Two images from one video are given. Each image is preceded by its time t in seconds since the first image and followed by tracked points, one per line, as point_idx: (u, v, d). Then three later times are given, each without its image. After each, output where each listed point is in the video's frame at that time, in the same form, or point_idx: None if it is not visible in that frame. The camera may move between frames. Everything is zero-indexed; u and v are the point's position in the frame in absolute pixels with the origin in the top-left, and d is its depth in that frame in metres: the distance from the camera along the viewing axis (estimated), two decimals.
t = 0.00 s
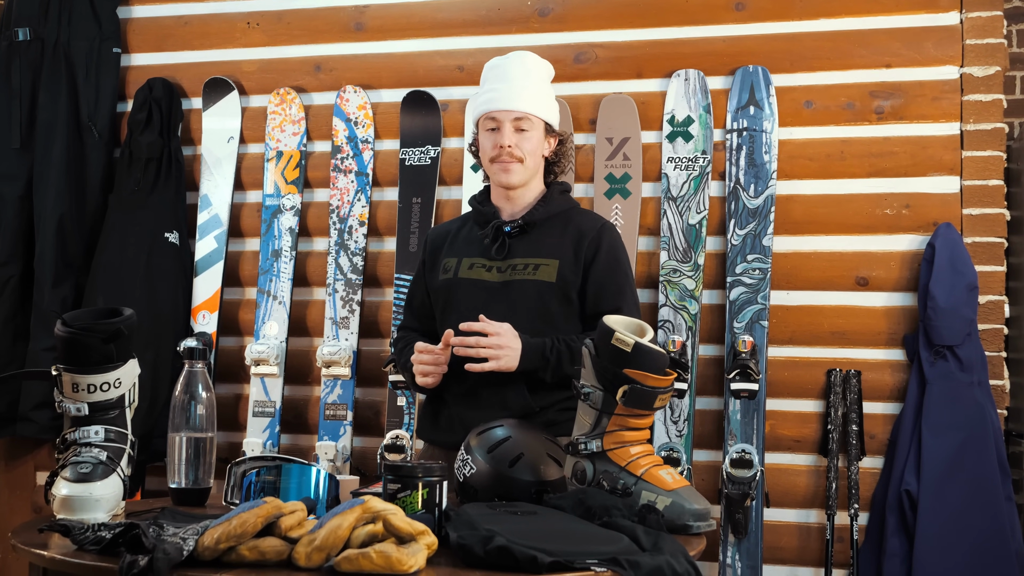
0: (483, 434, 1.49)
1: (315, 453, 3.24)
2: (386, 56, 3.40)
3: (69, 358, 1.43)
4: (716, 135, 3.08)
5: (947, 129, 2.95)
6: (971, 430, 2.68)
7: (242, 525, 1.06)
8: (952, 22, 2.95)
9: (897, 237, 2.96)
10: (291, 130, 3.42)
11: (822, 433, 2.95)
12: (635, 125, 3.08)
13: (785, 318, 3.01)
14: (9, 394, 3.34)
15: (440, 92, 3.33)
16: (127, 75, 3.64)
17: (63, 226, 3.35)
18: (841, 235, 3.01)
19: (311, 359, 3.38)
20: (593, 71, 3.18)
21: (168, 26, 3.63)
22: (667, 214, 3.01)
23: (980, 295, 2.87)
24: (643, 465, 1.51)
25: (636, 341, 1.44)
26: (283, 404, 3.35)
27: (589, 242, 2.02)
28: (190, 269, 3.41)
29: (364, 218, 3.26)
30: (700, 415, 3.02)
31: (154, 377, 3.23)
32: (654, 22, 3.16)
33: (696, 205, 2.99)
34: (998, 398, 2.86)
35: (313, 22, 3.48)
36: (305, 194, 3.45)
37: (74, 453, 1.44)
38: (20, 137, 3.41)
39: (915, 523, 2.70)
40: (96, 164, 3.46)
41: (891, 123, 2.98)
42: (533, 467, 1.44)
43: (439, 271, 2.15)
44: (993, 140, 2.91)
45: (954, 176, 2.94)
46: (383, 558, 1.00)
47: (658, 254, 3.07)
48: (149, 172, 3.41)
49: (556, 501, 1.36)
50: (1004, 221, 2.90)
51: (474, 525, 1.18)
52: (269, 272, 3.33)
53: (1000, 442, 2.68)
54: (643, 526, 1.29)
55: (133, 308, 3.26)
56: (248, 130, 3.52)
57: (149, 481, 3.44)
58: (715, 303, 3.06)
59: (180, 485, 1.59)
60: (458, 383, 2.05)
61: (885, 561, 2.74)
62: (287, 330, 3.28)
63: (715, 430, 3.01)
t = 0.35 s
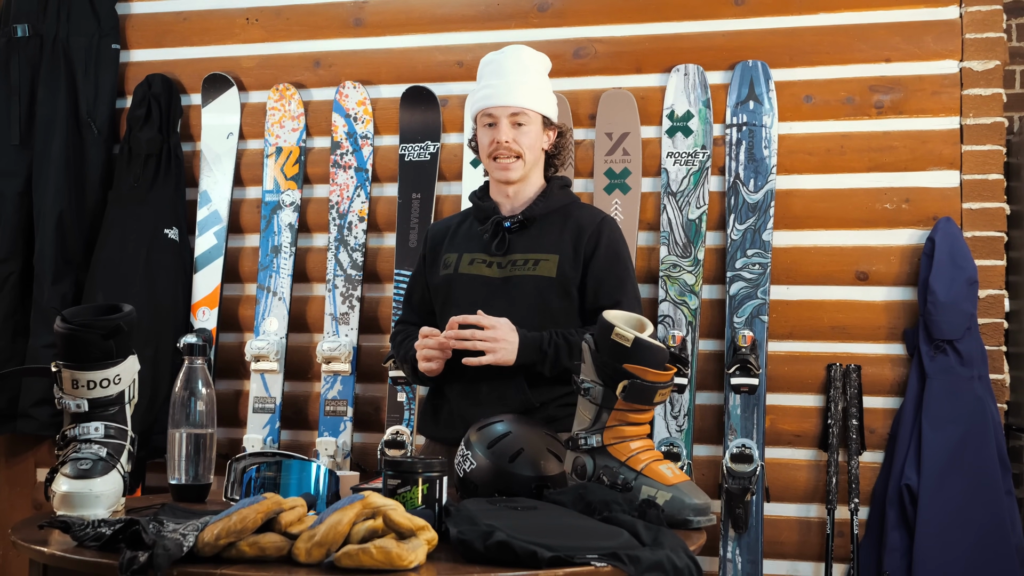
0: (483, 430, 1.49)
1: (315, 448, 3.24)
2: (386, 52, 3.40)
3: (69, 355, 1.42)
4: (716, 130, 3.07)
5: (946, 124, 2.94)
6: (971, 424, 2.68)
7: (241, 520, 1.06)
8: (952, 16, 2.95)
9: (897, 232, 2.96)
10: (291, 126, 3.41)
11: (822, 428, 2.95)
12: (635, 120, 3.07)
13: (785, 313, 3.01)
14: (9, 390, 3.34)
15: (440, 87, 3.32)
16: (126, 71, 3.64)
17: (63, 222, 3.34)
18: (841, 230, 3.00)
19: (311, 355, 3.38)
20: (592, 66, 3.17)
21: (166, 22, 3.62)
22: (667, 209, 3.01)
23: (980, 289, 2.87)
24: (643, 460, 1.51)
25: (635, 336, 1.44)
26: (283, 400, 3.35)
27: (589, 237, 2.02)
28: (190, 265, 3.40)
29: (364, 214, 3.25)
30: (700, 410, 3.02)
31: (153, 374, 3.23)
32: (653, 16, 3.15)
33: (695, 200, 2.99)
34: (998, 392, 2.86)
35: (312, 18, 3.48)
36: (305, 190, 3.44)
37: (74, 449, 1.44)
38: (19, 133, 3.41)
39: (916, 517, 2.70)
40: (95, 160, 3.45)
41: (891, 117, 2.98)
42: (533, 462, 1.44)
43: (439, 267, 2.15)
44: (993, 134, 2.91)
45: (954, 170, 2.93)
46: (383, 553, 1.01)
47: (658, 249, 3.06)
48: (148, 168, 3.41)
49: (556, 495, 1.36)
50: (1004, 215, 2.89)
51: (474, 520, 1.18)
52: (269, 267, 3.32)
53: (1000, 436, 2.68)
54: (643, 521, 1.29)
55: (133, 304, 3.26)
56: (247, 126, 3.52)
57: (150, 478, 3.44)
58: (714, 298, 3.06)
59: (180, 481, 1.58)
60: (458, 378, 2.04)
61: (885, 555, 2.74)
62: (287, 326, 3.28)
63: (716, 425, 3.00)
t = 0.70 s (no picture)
0: (483, 428, 1.49)
1: (315, 447, 3.24)
2: (384, 50, 3.39)
3: (68, 354, 1.42)
4: (715, 128, 3.07)
5: (945, 121, 2.94)
6: (971, 421, 2.68)
7: (241, 519, 1.06)
8: (951, 13, 2.95)
9: (896, 229, 2.96)
10: (290, 125, 3.41)
11: (822, 425, 2.96)
12: (634, 118, 3.07)
13: (785, 311, 3.01)
14: (8, 390, 3.34)
15: (438, 86, 3.32)
16: (125, 70, 3.63)
17: (62, 221, 3.34)
18: (840, 227, 3.00)
19: (310, 354, 3.38)
20: (591, 64, 3.17)
21: (165, 21, 3.62)
22: (666, 207, 3.01)
23: (979, 286, 2.86)
24: (643, 458, 1.51)
25: (635, 334, 1.45)
26: (283, 399, 3.35)
27: (591, 233, 2.02)
28: (189, 264, 3.40)
29: (363, 213, 3.25)
30: (700, 408, 3.02)
31: (153, 373, 3.23)
32: (652, 14, 3.15)
33: (694, 198, 2.99)
34: (998, 389, 2.86)
35: (310, 16, 3.48)
36: (304, 189, 3.44)
37: (74, 448, 1.44)
38: (18, 133, 3.41)
39: (916, 514, 2.70)
40: (94, 160, 3.45)
41: (890, 114, 2.98)
42: (533, 460, 1.44)
43: (438, 263, 2.14)
44: (992, 131, 2.90)
45: (953, 167, 2.93)
46: (383, 551, 1.01)
47: (657, 247, 3.06)
48: (148, 167, 3.40)
49: (556, 493, 1.36)
50: (1003, 212, 2.89)
51: (474, 519, 1.18)
52: (268, 266, 3.32)
53: (999, 433, 2.69)
54: (643, 519, 1.29)
55: (132, 304, 3.26)
56: (246, 125, 3.52)
57: (150, 477, 3.44)
58: (714, 296, 3.06)
59: (180, 480, 1.58)
60: (459, 375, 2.04)
61: (885, 552, 2.74)
62: (286, 325, 3.28)
63: (716, 423, 3.00)
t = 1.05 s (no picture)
0: (482, 426, 1.50)
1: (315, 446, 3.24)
2: (383, 49, 3.39)
3: (68, 353, 1.42)
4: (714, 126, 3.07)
5: (944, 118, 2.94)
6: (971, 418, 2.68)
7: (242, 518, 1.06)
8: (949, 11, 2.95)
9: (896, 227, 2.96)
10: (288, 124, 3.40)
11: (822, 423, 2.96)
12: (633, 116, 3.07)
13: (784, 309, 3.01)
14: (9, 390, 3.34)
15: (437, 85, 3.32)
16: (123, 70, 3.63)
17: (61, 221, 3.34)
18: (839, 225, 3.00)
19: (310, 353, 3.38)
20: (590, 62, 3.17)
21: (164, 20, 3.61)
22: (665, 205, 3.01)
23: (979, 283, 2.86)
24: (643, 455, 1.50)
25: (634, 332, 1.45)
26: (283, 398, 3.35)
27: (592, 233, 2.02)
28: (189, 263, 3.40)
29: (362, 212, 3.25)
30: (700, 406, 3.02)
31: (153, 372, 3.23)
32: (651, 12, 3.15)
33: (694, 195, 2.99)
34: (998, 386, 2.86)
35: (309, 15, 3.47)
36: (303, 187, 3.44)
37: (74, 448, 1.44)
38: (17, 133, 3.41)
39: (916, 511, 2.70)
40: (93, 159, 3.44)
41: (889, 112, 2.97)
42: (533, 458, 1.45)
43: (441, 262, 2.15)
44: (991, 128, 2.90)
45: (952, 165, 2.93)
46: (383, 550, 1.01)
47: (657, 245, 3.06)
48: (147, 167, 3.40)
49: (556, 492, 1.36)
50: (1003, 209, 2.89)
51: (474, 517, 1.18)
52: (267, 266, 3.32)
53: (999, 430, 2.69)
54: (643, 517, 1.29)
55: (132, 303, 3.26)
56: (245, 124, 3.51)
57: (150, 476, 3.44)
58: (713, 294, 3.06)
59: (180, 479, 1.58)
60: (461, 374, 2.03)
61: (885, 550, 2.74)
62: (286, 325, 3.28)
63: (716, 420, 3.00)
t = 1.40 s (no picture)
0: (482, 425, 1.50)
1: (314, 445, 3.24)
2: (382, 48, 3.39)
3: (67, 353, 1.42)
4: (714, 125, 3.07)
5: (944, 118, 2.94)
6: (971, 417, 2.68)
7: (241, 517, 1.06)
8: (949, 10, 2.95)
9: (895, 226, 2.96)
10: (288, 123, 3.40)
11: (821, 422, 2.96)
12: (633, 115, 3.07)
13: (784, 308, 3.01)
14: (8, 389, 3.34)
15: (437, 84, 3.32)
16: (123, 68, 3.63)
17: (61, 220, 3.34)
18: (839, 224, 3.00)
19: (310, 352, 3.38)
20: (590, 61, 3.17)
21: (164, 20, 3.61)
22: (664, 204, 3.01)
23: (979, 283, 2.86)
24: (642, 455, 1.50)
25: (633, 331, 1.45)
26: (282, 397, 3.35)
27: (594, 234, 2.02)
28: (188, 262, 3.40)
29: (361, 211, 3.25)
30: (699, 405, 3.02)
31: (152, 371, 3.23)
32: (650, 12, 3.15)
33: (693, 195, 2.99)
34: (997, 385, 2.86)
35: (308, 14, 3.47)
36: (302, 187, 3.44)
37: (73, 447, 1.44)
38: (16, 132, 3.41)
39: (915, 511, 2.70)
40: (92, 158, 3.44)
41: (888, 112, 2.97)
42: (533, 457, 1.45)
43: (443, 261, 2.15)
44: (991, 128, 2.91)
45: (951, 164, 2.93)
46: (382, 550, 1.01)
47: (656, 245, 3.06)
48: (146, 166, 3.40)
49: (556, 491, 1.36)
50: (1002, 209, 2.89)
51: (473, 516, 1.18)
52: (266, 265, 3.32)
53: (998, 429, 2.69)
54: (642, 517, 1.29)
55: (132, 302, 3.26)
56: (244, 123, 3.51)
57: (149, 475, 3.44)
58: (713, 294, 3.06)
59: (180, 478, 1.58)
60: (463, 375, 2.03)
61: (885, 550, 2.74)
62: (285, 323, 3.28)
63: (715, 420, 3.01)
